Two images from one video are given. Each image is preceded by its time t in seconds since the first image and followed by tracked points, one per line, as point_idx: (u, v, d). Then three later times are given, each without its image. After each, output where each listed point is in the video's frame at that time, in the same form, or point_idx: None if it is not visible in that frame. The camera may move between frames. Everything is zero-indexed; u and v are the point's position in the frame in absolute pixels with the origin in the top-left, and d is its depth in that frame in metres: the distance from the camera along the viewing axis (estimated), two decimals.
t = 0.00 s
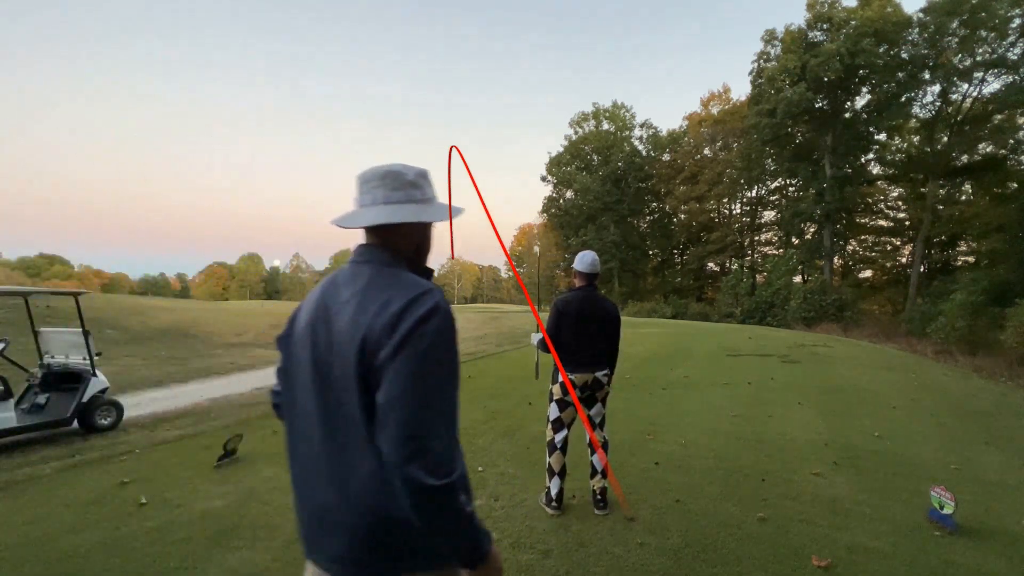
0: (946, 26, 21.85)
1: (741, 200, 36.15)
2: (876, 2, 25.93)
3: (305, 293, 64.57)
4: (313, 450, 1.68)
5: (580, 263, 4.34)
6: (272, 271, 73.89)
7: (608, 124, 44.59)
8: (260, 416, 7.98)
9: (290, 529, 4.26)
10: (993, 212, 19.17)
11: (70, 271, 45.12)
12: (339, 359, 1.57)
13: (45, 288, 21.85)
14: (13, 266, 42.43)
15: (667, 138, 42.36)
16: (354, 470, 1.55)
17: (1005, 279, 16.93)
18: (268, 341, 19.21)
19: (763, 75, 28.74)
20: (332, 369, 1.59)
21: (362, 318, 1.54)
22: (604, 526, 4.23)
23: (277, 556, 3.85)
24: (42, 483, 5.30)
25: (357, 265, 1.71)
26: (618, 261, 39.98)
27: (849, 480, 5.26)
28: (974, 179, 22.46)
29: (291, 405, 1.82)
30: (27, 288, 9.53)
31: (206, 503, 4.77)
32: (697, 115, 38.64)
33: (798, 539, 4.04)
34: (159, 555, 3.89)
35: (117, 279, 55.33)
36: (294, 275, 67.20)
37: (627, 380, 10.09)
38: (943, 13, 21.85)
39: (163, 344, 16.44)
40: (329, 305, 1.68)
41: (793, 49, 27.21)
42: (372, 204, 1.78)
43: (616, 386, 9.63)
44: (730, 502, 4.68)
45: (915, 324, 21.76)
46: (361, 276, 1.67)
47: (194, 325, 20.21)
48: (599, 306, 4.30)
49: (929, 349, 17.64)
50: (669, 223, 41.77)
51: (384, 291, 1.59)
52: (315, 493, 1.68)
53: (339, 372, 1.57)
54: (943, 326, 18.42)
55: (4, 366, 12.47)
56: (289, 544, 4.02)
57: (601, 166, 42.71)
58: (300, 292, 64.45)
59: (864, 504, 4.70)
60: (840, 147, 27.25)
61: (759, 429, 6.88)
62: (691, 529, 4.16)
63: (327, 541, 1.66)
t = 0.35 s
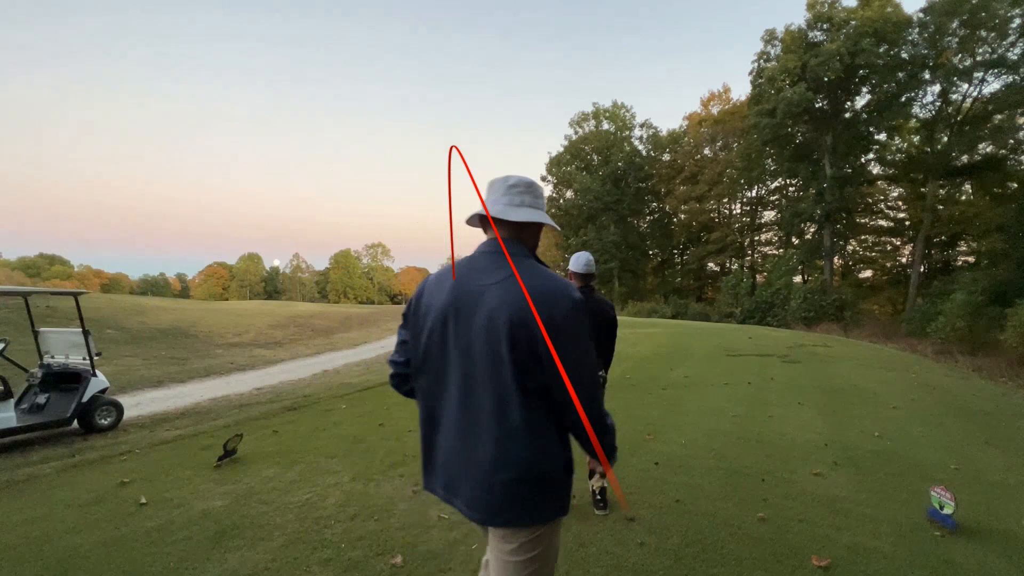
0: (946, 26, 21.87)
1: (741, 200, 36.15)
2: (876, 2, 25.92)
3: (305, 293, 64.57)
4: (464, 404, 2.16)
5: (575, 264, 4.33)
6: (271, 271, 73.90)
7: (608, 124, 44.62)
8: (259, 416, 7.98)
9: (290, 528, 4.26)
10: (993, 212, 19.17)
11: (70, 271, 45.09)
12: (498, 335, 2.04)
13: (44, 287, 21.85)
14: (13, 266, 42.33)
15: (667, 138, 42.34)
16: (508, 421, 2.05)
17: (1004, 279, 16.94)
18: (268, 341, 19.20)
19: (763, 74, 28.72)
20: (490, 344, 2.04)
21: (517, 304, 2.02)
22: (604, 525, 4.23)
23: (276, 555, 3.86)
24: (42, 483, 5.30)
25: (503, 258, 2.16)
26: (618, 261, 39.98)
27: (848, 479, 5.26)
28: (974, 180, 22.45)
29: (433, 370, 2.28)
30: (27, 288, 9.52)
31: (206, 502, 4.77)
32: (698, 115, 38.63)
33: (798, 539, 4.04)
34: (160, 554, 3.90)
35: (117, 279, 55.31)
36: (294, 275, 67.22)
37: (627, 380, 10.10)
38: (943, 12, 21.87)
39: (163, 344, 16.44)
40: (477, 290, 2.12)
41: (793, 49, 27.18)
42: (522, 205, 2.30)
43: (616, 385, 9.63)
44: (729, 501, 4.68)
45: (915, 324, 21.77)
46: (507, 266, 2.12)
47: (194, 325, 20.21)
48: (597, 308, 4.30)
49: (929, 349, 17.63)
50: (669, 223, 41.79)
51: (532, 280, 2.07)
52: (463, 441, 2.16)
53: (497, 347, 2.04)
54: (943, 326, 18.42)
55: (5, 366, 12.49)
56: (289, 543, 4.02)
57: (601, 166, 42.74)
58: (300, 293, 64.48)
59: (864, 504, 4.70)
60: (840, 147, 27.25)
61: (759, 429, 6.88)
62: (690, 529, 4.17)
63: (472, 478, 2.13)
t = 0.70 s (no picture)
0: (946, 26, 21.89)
1: (741, 200, 36.18)
2: (876, 1, 25.91)
3: (305, 293, 64.61)
4: (554, 399, 2.38)
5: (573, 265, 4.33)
6: (271, 271, 73.91)
7: (608, 124, 44.62)
8: (259, 416, 7.98)
9: (290, 528, 4.26)
10: (993, 212, 19.18)
11: (71, 271, 45.06)
12: (586, 333, 2.27)
13: (45, 288, 21.85)
14: (13, 266, 42.31)
15: (667, 138, 42.33)
16: (599, 406, 2.33)
17: (1005, 279, 16.95)
18: (268, 341, 19.20)
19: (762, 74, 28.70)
20: (573, 338, 2.28)
21: (599, 305, 2.27)
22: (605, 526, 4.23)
23: (276, 555, 3.85)
24: (43, 483, 5.30)
25: (570, 267, 2.41)
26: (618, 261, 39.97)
27: (849, 480, 5.26)
28: (974, 179, 22.46)
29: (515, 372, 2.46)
30: (26, 288, 9.52)
31: (206, 503, 4.77)
32: (697, 115, 38.62)
33: (798, 539, 4.04)
34: (160, 554, 3.90)
35: (117, 279, 55.26)
36: (294, 275, 67.29)
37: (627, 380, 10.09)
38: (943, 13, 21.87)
39: (163, 344, 16.45)
40: (555, 295, 2.33)
41: (793, 49, 27.18)
42: (574, 230, 2.51)
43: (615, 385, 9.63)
44: (729, 501, 4.68)
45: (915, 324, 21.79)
46: (577, 274, 2.37)
47: (194, 325, 20.21)
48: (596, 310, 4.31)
49: (930, 349, 17.62)
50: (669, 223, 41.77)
51: (603, 282, 2.35)
52: (557, 430, 2.39)
53: (586, 343, 2.28)
54: (943, 326, 18.42)
55: (5, 366, 12.50)
56: (289, 543, 4.02)
57: (601, 166, 42.75)
58: (300, 292, 64.52)
59: (864, 504, 4.69)
60: (840, 147, 27.22)
61: (759, 429, 6.88)
62: (690, 529, 4.17)
63: (573, 466, 2.36)
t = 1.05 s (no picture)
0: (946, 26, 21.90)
1: (741, 200, 36.19)
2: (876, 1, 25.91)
3: (305, 293, 64.64)
4: (604, 381, 2.62)
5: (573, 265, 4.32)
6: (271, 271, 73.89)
7: (608, 124, 44.62)
8: (259, 416, 7.98)
9: (290, 528, 4.26)
10: (993, 212, 19.18)
11: (70, 271, 45.00)
12: (633, 320, 2.55)
13: (44, 288, 21.85)
14: (13, 266, 42.25)
15: (667, 138, 42.34)
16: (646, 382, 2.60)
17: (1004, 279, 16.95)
18: (268, 341, 19.19)
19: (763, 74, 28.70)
20: (624, 324, 2.55)
21: (643, 294, 2.56)
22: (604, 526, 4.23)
23: (277, 555, 3.85)
24: (43, 483, 5.30)
25: (610, 263, 2.68)
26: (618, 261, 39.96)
27: (849, 480, 5.27)
28: (974, 179, 22.48)
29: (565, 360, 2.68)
30: (26, 288, 9.52)
31: (206, 503, 4.77)
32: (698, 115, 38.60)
33: (798, 539, 4.04)
34: (160, 554, 3.90)
35: (117, 279, 55.17)
36: (294, 275, 67.31)
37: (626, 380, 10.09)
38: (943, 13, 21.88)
39: (163, 344, 16.45)
40: (602, 288, 2.58)
41: (793, 49, 27.17)
42: (612, 230, 2.77)
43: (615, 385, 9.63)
44: (729, 502, 4.68)
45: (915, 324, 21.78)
46: (617, 267, 2.64)
47: (194, 325, 20.19)
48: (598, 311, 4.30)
49: (930, 349, 17.61)
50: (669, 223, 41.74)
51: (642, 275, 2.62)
52: (608, 408, 2.62)
53: (633, 328, 2.55)
54: (943, 326, 18.41)
55: (5, 366, 12.50)
56: (289, 543, 4.03)
57: (601, 166, 42.76)
58: (300, 292, 64.51)
59: (864, 504, 4.70)
60: (840, 147, 27.21)
61: (759, 429, 6.89)
62: (690, 529, 4.17)
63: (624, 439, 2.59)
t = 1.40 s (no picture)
0: (946, 26, 21.89)
1: (741, 200, 36.17)
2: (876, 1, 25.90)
3: (305, 293, 64.69)
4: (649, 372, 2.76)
5: (572, 264, 4.29)
6: (271, 272, 73.89)
7: (608, 124, 44.63)
8: (259, 416, 7.98)
9: (290, 528, 4.26)
10: (993, 212, 19.18)
11: (70, 271, 45.00)
12: (675, 318, 2.77)
13: (45, 288, 21.86)
14: (13, 266, 42.23)
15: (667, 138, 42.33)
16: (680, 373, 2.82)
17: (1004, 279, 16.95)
18: (268, 341, 19.19)
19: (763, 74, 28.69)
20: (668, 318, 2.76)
21: (680, 292, 2.80)
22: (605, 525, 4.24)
23: (277, 555, 3.85)
24: (42, 483, 5.30)
25: (645, 263, 2.89)
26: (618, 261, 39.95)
27: (849, 480, 5.26)
28: (974, 179, 22.48)
29: (613, 354, 2.77)
30: (26, 288, 9.51)
31: (206, 503, 4.77)
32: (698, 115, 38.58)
33: (798, 539, 4.05)
34: (160, 554, 3.90)
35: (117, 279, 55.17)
36: (294, 275, 67.33)
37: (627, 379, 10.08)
38: (943, 13, 21.87)
39: (163, 344, 16.45)
40: (649, 285, 2.76)
41: (793, 49, 27.16)
42: (644, 231, 3.00)
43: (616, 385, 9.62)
44: (730, 501, 4.68)
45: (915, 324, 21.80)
46: (654, 268, 2.86)
47: (194, 325, 20.20)
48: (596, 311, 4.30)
49: (930, 348, 17.61)
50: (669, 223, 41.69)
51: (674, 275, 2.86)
52: (652, 399, 2.77)
53: (674, 324, 2.77)
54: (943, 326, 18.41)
55: (5, 366, 12.51)
56: (289, 543, 4.02)
57: (601, 166, 42.80)
58: (300, 292, 64.73)
59: (864, 504, 4.70)
60: (840, 147, 27.20)
61: (759, 429, 6.89)
62: (691, 529, 4.18)
63: (663, 430, 2.77)
